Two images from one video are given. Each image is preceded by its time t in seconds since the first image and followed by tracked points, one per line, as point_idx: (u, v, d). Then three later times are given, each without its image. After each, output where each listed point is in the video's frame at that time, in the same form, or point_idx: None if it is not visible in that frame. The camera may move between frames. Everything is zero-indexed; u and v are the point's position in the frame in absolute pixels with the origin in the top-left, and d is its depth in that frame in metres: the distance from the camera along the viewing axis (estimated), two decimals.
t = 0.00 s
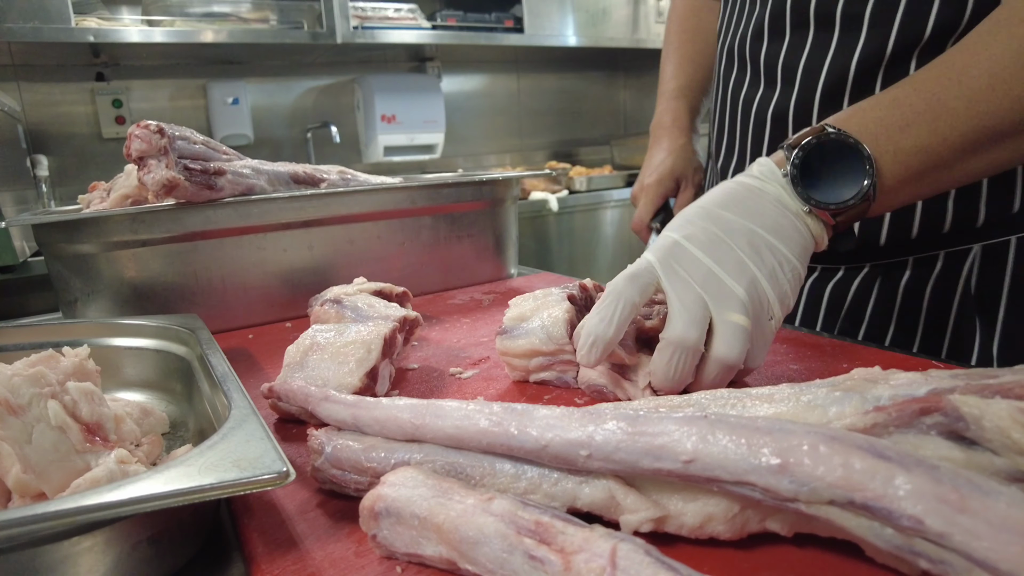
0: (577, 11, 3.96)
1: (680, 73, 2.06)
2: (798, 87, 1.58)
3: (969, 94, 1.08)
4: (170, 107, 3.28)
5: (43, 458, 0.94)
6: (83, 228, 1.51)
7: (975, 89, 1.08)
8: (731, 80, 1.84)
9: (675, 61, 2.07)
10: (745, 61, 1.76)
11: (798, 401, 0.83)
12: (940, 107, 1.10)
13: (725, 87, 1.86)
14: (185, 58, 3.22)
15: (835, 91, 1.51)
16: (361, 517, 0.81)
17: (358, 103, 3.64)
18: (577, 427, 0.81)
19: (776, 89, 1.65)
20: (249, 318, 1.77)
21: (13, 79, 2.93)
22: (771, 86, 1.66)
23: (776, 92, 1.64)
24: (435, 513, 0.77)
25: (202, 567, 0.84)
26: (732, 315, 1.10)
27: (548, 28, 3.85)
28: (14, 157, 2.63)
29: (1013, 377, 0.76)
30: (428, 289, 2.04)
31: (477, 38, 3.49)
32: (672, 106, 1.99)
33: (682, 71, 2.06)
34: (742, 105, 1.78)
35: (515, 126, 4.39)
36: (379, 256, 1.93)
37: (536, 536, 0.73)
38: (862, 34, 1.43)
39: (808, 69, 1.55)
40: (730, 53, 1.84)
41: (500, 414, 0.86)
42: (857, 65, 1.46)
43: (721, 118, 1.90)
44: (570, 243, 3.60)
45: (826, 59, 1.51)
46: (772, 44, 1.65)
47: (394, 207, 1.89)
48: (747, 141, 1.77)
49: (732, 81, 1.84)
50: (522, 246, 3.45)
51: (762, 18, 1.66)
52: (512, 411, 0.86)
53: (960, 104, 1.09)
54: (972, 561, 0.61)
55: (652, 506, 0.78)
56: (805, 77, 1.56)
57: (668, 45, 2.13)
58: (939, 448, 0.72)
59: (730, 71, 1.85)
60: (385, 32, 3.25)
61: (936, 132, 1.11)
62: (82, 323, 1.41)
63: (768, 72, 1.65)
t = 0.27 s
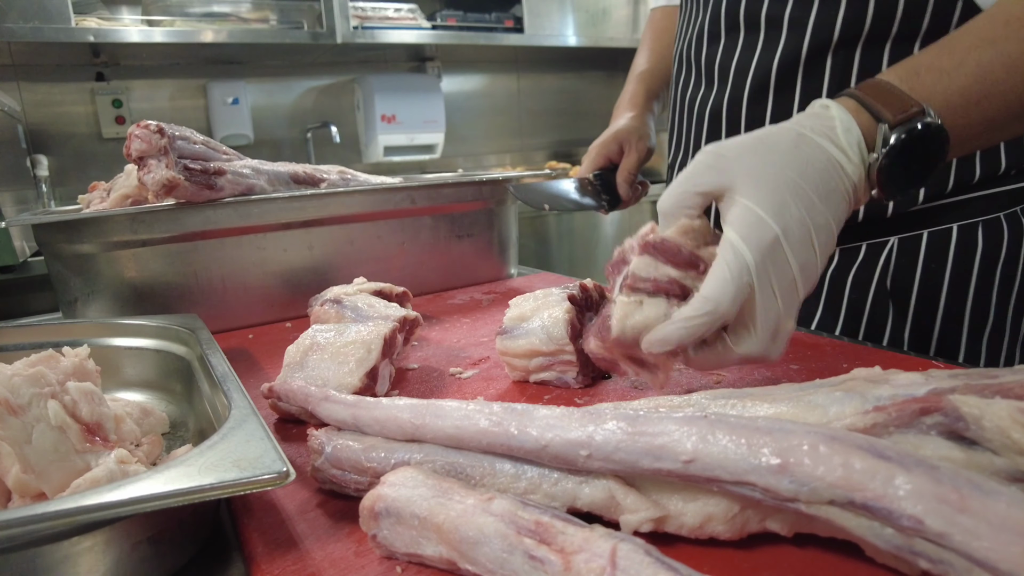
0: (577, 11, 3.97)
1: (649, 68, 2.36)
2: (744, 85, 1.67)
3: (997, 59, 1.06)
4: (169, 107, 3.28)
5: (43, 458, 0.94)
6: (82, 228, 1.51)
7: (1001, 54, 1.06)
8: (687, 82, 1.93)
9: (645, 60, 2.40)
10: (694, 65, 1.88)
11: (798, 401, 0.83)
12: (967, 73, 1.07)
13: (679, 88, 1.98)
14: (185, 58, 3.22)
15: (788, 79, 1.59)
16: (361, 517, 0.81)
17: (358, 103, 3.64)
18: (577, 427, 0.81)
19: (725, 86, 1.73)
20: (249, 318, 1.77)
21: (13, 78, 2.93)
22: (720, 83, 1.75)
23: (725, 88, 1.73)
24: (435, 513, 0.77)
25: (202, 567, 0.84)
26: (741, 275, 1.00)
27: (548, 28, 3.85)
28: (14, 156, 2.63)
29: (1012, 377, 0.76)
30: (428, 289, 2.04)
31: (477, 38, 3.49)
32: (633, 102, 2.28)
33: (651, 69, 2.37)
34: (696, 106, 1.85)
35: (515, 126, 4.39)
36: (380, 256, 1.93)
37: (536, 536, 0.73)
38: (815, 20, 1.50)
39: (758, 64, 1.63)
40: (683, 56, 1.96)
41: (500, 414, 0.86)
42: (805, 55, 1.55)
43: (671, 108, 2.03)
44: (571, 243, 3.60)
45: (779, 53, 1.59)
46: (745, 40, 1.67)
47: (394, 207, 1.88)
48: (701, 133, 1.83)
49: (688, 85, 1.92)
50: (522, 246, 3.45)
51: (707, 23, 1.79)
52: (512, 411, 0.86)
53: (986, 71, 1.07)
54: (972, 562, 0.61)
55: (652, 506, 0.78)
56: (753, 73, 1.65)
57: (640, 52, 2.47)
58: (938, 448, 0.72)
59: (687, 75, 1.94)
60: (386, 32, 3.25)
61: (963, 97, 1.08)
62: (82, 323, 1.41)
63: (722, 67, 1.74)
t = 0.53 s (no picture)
0: (577, 11, 3.97)
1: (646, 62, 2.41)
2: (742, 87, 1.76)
3: (896, 41, 1.03)
4: (169, 106, 3.28)
5: (43, 458, 0.94)
6: (82, 228, 1.51)
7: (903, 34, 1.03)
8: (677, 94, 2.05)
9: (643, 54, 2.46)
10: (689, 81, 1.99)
11: (799, 400, 0.83)
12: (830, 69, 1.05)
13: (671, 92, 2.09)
14: (185, 58, 3.22)
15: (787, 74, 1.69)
16: (361, 517, 0.81)
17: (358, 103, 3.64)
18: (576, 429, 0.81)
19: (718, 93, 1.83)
20: (248, 318, 1.77)
21: (12, 78, 2.94)
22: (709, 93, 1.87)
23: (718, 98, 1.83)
24: (435, 513, 0.77)
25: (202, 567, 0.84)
26: (509, 131, 1.06)
27: (548, 28, 3.86)
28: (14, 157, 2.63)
29: (1013, 377, 0.76)
30: (428, 289, 2.04)
31: (477, 38, 3.49)
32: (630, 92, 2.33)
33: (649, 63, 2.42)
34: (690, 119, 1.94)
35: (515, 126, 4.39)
36: (380, 257, 1.93)
37: (536, 536, 0.73)
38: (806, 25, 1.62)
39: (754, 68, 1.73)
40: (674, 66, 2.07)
41: (500, 414, 0.86)
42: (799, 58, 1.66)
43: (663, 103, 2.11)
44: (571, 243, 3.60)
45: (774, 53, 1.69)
46: (743, 52, 1.79)
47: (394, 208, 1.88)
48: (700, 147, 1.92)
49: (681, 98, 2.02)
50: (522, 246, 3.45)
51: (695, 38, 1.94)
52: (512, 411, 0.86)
53: (886, 55, 1.03)
54: (971, 562, 0.61)
55: (652, 506, 0.77)
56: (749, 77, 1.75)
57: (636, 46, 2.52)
58: (939, 448, 0.72)
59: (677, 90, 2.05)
60: (386, 32, 3.25)
61: (862, 85, 1.05)
62: (82, 323, 1.41)
63: (719, 73, 1.85)
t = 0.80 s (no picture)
0: (577, 11, 3.97)
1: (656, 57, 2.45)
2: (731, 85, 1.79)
3: (893, 74, 1.02)
4: (169, 106, 3.28)
5: (42, 458, 0.94)
6: (82, 228, 1.51)
7: (911, 65, 1.01)
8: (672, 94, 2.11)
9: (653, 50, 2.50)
10: (681, 81, 2.02)
11: (799, 401, 0.83)
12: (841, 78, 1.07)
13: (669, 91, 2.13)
14: (185, 58, 3.22)
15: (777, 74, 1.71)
16: (361, 517, 0.81)
17: (358, 103, 3.64)
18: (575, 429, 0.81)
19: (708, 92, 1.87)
20: (249, 318, 1.77)
21: (13, 78, 2.93)
22: (696, 92, 1.91)
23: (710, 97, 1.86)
24: (435, 513, 0.77)
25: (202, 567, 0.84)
26: (558, 279, 1.17)
27: (548, 28, 3.85)
28: (14, 157, 2.63)
29: (1013, 377, 0.76)
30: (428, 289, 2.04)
31: (477, 37, 3.49)
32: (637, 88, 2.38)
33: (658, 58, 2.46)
34: (683, 120, 1.98)
35: (515, 126, 4.39)
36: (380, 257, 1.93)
37: (536, 536, 0.73)
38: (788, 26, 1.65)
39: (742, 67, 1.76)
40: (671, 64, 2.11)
41: (500, 414, 0.86)
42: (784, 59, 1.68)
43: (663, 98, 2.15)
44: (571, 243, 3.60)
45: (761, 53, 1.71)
46: (725, 52, 1.81)
47: (394, 207, 1.88)
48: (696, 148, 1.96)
49: (676, 100, 2.07)
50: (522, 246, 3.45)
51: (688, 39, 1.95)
52: (512, 411, 0.86)
53: (879, 88, 1.04)
54: (972, 562, 0.61)
55: (653, 506, 0.77)
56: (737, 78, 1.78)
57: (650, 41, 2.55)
58: (939, 448, 0.72)
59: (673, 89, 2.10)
60: (386, 32, 3.25)
61: (857, 117, 1.07)
62: (82, 323, 1.41)
63: (709, 71, 1.86)
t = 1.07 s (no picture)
0: (577, 11, 3.96)
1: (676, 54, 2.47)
2: (749, 84, 1.79)
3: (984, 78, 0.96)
4: (169, 106, 3.28)
5: (42, 458, 0.94)
6: (83, 228, 1.51)
7: (1000, 79, 0.95)
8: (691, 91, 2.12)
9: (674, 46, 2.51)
10: (699, 80, 2.03)
11: (798, 401, 0.83)
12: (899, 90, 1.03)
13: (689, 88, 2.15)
14: (185, 58, 3.22)
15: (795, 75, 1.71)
16: (361, 517, 0.81)
17: (358, 103, 3.64)
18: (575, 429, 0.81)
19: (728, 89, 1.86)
20: (249, 318, 1.77)
21: (12, 78, 2.93)
22: (716, 90, 1.92)
23: (727, 95, 1.86)
24: (435, 513, 0.77)
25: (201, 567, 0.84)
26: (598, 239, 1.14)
27: (548, 28, 3.85)
28: (14, 157, 2.63)
29: (1013, 377, 0.76)
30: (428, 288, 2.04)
31: (477, 37, 3.49)
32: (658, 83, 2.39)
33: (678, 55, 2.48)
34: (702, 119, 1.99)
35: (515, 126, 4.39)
36: (380, 256, 1.93)
37: (536, 536, 0.73)
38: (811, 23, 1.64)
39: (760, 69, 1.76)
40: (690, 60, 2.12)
41: (500, 414, 0.86)
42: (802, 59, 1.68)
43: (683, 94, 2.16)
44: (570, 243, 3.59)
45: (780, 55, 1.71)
46: (746, 48, 1.81)
47: (394, 207, 1.88)
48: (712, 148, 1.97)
49: (694, 100, 2.08)
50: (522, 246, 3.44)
51: (708, 38, 1.96)
52: (512, 411, 0.86)
53: (966, 86, 0.98)
54: (971, 561, 0.61)
55: (652, 506, 0.77)
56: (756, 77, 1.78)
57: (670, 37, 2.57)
58: (939, 448, 0.72)
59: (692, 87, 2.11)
60: (385, 32, 3.24)
61: (942, 115, 1.00)
62: (82, 322, 1.41)
63: (727, 71, 1.87)
